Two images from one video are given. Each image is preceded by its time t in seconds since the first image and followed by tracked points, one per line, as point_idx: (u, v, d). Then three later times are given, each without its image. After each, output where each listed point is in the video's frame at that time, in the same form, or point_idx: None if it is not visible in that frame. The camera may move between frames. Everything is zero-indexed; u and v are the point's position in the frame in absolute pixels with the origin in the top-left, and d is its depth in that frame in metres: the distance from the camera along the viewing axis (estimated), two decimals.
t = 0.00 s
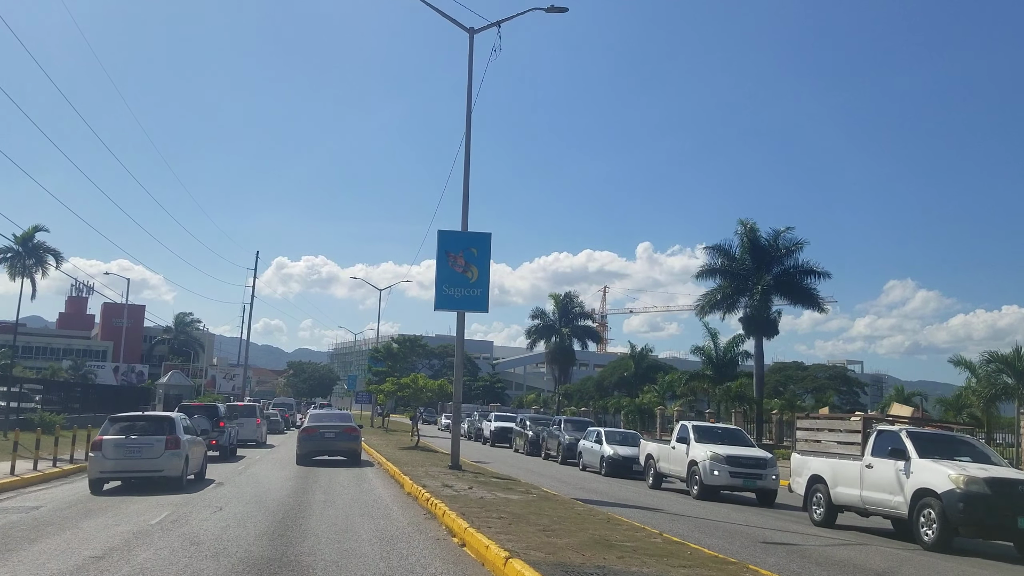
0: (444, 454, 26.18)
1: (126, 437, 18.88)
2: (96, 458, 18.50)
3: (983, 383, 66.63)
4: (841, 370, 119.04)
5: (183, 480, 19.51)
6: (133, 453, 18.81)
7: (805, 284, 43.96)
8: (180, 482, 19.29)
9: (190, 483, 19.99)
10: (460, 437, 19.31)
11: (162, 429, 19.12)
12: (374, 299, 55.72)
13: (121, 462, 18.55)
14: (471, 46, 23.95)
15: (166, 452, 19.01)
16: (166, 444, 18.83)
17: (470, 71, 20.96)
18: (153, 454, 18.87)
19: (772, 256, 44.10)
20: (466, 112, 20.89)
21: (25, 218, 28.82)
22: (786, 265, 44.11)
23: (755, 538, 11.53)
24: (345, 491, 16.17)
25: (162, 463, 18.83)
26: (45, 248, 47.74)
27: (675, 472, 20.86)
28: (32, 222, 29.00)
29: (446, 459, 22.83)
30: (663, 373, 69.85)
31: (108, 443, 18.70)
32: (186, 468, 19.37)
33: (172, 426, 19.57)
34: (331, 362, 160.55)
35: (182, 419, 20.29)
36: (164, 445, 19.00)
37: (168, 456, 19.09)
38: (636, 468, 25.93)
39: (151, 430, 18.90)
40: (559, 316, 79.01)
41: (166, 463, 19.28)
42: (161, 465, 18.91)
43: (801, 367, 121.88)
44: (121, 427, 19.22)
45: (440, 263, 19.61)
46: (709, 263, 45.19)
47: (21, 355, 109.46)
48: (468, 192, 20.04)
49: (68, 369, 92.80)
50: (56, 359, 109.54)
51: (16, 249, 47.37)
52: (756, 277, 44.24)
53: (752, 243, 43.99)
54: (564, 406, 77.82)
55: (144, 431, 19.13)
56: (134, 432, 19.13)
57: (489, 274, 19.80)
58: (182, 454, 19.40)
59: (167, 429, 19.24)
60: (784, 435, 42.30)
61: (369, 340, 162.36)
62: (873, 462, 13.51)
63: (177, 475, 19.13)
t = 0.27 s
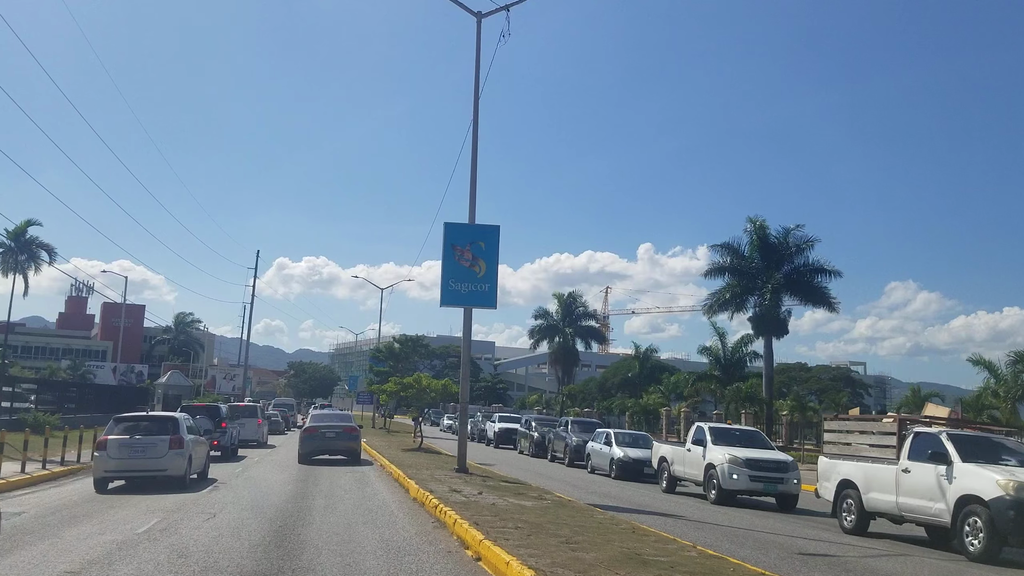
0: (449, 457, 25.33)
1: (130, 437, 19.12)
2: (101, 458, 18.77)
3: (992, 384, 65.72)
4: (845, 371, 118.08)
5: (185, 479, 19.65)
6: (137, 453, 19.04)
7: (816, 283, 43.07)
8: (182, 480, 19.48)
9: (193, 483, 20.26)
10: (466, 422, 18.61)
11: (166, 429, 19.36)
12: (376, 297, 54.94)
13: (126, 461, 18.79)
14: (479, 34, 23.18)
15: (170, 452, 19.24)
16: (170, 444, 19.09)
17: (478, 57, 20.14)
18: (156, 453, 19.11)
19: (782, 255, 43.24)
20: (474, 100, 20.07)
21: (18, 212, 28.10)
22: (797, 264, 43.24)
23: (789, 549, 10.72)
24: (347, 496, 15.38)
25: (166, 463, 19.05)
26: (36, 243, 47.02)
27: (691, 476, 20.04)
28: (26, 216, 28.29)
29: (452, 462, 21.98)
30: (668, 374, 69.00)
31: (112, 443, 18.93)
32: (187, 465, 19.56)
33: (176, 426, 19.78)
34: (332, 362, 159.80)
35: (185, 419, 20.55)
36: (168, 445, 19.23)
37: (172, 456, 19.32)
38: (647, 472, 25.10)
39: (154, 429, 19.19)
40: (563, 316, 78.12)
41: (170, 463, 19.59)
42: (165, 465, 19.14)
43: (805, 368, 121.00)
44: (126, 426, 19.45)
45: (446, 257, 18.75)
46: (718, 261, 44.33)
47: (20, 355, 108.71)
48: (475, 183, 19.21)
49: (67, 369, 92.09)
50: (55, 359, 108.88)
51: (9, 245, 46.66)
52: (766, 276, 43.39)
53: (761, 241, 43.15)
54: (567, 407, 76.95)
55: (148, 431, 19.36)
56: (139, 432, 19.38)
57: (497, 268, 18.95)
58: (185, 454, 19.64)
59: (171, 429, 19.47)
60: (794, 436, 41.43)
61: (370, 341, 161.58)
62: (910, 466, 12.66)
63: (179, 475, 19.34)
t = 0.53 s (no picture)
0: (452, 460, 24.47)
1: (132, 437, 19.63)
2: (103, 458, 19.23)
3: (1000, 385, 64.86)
4: (847, 372, 117.18)
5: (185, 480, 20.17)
6: (139, 452, 19.56)
7: (825, 282, 42.21)
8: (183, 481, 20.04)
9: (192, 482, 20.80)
10: (473, 420, 17.77)
11: (167, 429, 19.89)
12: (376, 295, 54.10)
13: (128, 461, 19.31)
14: (485, 23, 22.40)
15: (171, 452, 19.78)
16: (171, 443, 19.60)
17: (485, 43, 19.29)
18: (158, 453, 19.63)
19: (791, 253, 42.42)
20: (481, 87, 19.22)
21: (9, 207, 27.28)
22: (805, 262, 42.39)
23: (829, 563, 9.87)
24: (348, 502, 14.55)
25: (167, 463, 19.57)
26: (24, 238, 46.22)
27: (707, 480, 19.19)
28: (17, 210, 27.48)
29: (456, 465, 21.12)
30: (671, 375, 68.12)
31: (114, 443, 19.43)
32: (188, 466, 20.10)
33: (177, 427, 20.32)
34: (331, 363, 158.87)
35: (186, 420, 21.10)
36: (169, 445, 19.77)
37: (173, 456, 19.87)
38: (658, 475, 24.24)
39: (156, 430, 19.71)
40: (565, 316, 77.28)
41: (170, 463, 20.14)
42: (166, 464, 19.68)
43: (806, 369, 120.15)
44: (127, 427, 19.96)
45: (451, 251, 17.87)
46: (725, 260, 43.53)
47: (16, 355, 107.73)
48: (482, 173, 18.35)
49: (64, 369, 91.18)
50: (52, 359, 108.03)
51: None
52: (774, 275, 42.57)
53: (769, 240, 42.32)
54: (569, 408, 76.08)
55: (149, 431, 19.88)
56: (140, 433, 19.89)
57: (505, 261, 18.08)
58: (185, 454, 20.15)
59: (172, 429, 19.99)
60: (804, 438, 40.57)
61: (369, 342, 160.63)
62: (953, 471, 11.77)
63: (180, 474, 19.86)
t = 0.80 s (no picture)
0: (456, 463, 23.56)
1: (133, 436, 19.92)
2: (105, 458, 19.54)
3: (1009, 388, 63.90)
4: (850, 374, 116.18)
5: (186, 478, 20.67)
6: (140, 453, 19.91)
7: (835, 281, 41.30)
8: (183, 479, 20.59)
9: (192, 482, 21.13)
10: (480, 420, 16.87)
11: (168, 429, 20.24)
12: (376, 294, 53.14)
13: (129, 461, 19.65)
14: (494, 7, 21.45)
15: (172, 451, 20.16)
16: (172, 443, 19.96)
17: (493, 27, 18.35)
18: (159, 453, 19.97)
19: (800, 251, 41.56)
20: (489, 72, 18.25)
21: None
22: (815, 261, 41.49)
23: None
24: (348, 510, 13.68)
25: (169, 462, 19.97)
26: (12, 232, 45.25)
27: (725, 485, 18.29)
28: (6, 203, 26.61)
29: (460, 468, 20.21)
30: (675, 375, 67.21)
31: (115, 444, 19.75)
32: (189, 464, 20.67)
33: (178, 426, 20.68)
34: (330, 364, 157.88)
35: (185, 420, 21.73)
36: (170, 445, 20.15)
37: (175, 455, 20.23)
38: (670, 479, 23.34)
39: (157, 430, 20.11)
40: (566, 316, 76.35)
41: (171, 463, 20.46)
42: (168, 464, 20.07)
43: (809, 370, 119.23)
44: (127, 426, 20.26)
45: (457, 242, 16.91)
46: (733, 258, 42.65)
47: (12, 355, 106.82)
48: (490, 162, 17.43)
49: (60, 369, 90.26)
50: (48, 359, 106.99)
51: None
52: (784, 274, 41.71)
53: (778, 238, 41.47)
54: (571, 410, 75.05)
55: (150, 431, 20.24)
56: (141, 432, 20.26)
57: (513, 254, 17.16)
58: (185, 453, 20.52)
59: (172, 429, 20.38)
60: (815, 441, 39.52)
61: (368, 342, 159.61)
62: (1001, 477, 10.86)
63: (181, 473, 20.25)
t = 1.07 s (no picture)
0: (461, 466, 22.64)
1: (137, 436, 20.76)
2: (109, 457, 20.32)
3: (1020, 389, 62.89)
4: (855, 376, 115.14)
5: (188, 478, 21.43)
6: (143, 452, 20.72)
7: (848, 279, 40.36)
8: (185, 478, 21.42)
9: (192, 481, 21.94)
10: (490, 420, 15.93)
11: (170, 430, 21.04)
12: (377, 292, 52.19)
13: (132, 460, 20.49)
14: None
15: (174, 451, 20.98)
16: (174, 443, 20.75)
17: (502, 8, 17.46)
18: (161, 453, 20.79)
19: (811, 248, 40.65)
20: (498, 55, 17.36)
21: None
22: (827, 259, 40.56)
23: None
24: (350, 516, 12.75)
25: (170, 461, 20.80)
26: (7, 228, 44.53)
27: (747, 490, 17.41)
28: None
29: (467, 471, 19.29)
30: (681, 376, 66.29)
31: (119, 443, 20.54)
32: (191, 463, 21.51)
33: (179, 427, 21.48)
34: (331, 364, 157.02)
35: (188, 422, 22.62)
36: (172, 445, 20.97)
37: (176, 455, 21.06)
38: (685, 483, 22.40)
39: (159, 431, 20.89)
40: (570, 316, 75.42)
41: (172, 463, 21.26)
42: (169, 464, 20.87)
43: (814, 372, 118.22)
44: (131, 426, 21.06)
45: (465, 233, 16.02)
46: (743, 255, 41.79)
47: (10, 355, 106.06)
48: (500, 149, 16.55)
49: (58, 369, 89.52)
50: (46, 359, 106.11)
51: None
52: (795, 271, 40.80)
53: (789, 235, 40.57)
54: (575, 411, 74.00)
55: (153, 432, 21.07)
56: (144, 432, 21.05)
57: (524, 246, 16.28)
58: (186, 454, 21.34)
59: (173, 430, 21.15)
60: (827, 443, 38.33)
61: (369, 343, 158.70)
62: None
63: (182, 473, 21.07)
